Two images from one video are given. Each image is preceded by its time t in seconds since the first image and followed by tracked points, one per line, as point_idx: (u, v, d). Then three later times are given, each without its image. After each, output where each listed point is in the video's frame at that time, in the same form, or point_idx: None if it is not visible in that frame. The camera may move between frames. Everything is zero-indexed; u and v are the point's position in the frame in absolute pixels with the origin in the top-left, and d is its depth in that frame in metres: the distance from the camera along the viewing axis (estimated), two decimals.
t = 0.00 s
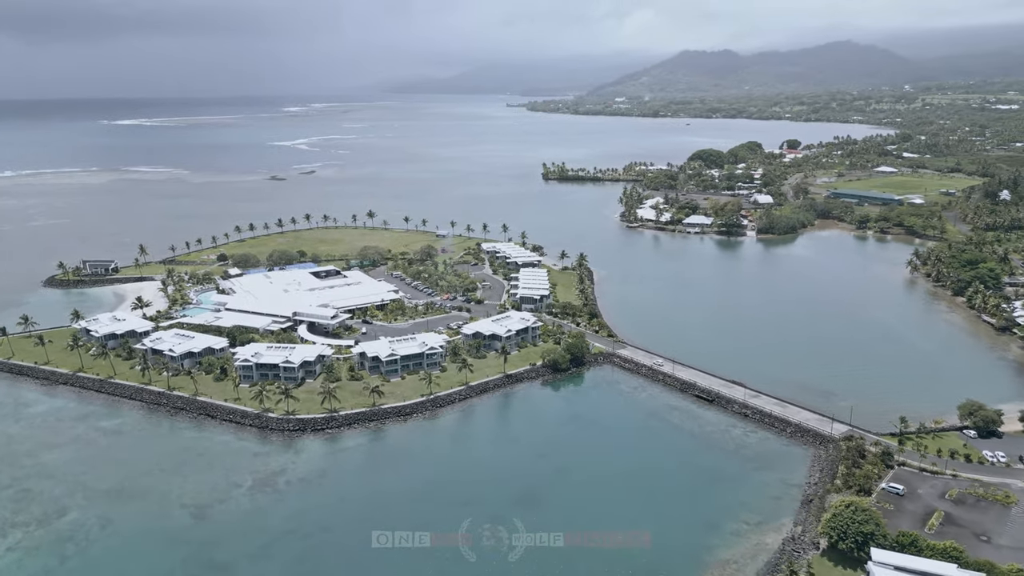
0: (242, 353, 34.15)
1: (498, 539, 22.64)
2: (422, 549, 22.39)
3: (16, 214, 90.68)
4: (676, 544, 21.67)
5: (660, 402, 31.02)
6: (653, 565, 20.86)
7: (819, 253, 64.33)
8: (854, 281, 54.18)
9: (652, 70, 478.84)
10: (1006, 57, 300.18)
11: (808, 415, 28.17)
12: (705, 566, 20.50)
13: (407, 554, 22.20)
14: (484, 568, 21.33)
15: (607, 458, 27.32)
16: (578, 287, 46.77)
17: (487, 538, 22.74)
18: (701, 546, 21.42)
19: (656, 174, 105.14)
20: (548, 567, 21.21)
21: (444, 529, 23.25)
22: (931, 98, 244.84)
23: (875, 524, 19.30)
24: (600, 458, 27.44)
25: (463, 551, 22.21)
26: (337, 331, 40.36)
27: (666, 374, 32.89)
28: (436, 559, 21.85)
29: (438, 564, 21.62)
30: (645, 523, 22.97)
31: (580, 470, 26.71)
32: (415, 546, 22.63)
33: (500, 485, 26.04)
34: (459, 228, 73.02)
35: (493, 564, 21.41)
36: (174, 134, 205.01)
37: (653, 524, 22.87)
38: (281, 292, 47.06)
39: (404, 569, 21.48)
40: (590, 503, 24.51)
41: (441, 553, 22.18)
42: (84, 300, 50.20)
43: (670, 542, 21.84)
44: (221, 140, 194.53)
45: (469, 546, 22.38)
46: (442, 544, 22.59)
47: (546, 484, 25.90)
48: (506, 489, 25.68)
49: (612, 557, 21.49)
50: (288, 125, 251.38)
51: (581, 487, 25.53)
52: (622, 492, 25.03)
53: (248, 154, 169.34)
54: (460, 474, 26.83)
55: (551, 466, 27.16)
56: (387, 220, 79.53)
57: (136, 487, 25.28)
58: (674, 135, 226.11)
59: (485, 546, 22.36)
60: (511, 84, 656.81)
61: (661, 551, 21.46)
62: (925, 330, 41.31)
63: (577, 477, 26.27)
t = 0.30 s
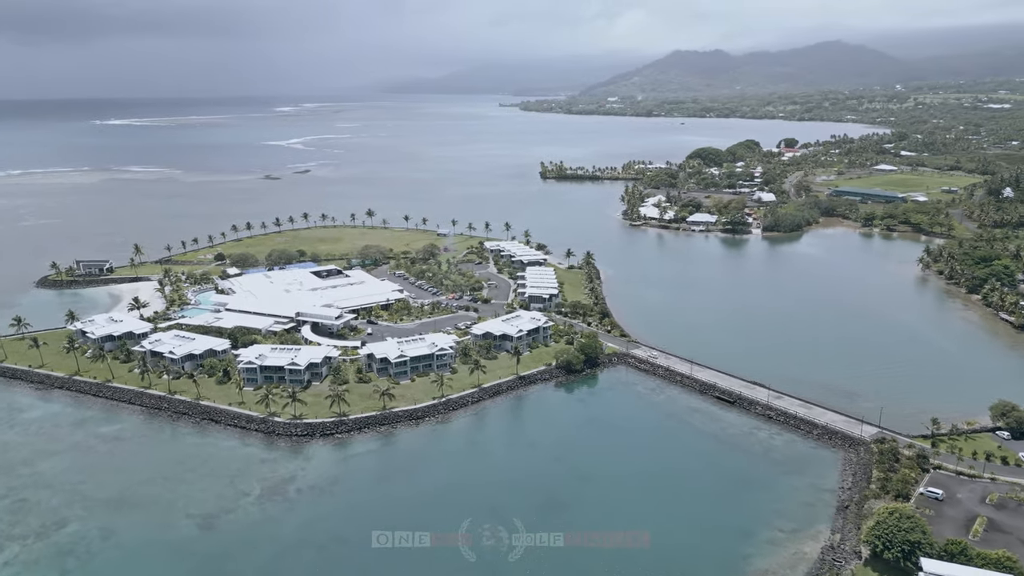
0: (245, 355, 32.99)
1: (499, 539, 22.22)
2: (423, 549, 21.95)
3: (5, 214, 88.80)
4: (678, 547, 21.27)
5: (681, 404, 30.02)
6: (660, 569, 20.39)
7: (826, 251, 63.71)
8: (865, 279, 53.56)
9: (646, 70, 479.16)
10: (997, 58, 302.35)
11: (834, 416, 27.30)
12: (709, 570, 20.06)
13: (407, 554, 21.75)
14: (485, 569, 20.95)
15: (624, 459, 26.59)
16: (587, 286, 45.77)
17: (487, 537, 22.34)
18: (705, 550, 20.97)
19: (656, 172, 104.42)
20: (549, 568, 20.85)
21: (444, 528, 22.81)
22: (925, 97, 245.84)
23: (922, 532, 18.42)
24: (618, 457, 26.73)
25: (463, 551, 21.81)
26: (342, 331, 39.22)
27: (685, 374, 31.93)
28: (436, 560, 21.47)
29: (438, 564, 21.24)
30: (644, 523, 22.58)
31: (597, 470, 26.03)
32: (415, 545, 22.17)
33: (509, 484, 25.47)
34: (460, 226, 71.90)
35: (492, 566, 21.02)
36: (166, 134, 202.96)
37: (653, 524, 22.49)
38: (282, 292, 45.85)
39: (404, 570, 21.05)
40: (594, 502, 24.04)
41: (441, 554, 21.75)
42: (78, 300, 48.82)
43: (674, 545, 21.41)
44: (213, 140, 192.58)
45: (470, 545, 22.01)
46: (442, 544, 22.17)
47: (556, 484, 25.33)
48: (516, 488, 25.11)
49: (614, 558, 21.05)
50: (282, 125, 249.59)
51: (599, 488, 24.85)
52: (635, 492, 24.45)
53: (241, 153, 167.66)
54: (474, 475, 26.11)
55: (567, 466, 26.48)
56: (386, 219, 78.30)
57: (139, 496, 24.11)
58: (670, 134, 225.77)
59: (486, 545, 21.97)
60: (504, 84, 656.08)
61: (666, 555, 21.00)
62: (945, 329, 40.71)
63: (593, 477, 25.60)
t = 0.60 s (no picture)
0: (250, 357, 31.91)
1: (498, 539, 21.77)
2: (422, 550, 21.42)
3: None
4: (678, 549, 20.91)
5: (702, 405, 29.15)
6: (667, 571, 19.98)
7: (833, 249, 63.24)
8: (877, 278, 53.12)
9: (640, 69, 479.15)
10: (989, 57, 303.85)
11: (862, 417, 26.50)
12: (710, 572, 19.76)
13: (407, 555, 21.20)
14: (485, 570, 20.49)
15: (646, 460, 25.77)
16: (597, 285, 44.91)
17: (487, 537, 21.86)
18: (710, 553, 20.57)
19: (656, 170, 103.66)
20: (550, 568, 20.48)
21: (443, 528, 22.26)
22: (919, 96, 246.47)
23: (973, 539, 17.65)
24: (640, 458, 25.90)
25: (463, 551, 21.34)
26: (348, 332, 38.17)
27: (705, 375, 31.03)
28: (436, 561, 20.95)
29: (437, 566, 20.72)
30: (644, 523, 22.22)
31: (621, 472, 25.19)
32: (415, 546, 21.61)
33: (522, 485, 24.81)
34: (462, 225, 70.90)
35: (493, 568, 20.54)
36: (158, 133, 200.84)
37: (653, 524, 22.14)
38: (284, 291, 44.72)
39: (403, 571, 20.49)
40: (603, 501, 23.52)
41: (439, 555, 21.25)
42: (73, 301, 47.51)
43: (678, 548, 20.98)
44: (207, 140, 190.71)
45: (470, 545, 21.54)
46: (442, 545, 21.64)
47: (572, 485, 24.64)
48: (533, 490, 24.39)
49: (616, 560, 20.65)
50: (275, 125, 247.67)
51: (623, 491, 24.02)
52: (656, 494, 23.72)
53: (236, 153, 166.10)
54: (492, 477, 25.28)
55: (590, 467, 25.64)
56: (386, 218, 77.12)
57: (144, 505, 23.02)
58: (666, 133, 225.37)
59: (486, 545, 21.51)
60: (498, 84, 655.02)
61: (674, 559, 20.53)
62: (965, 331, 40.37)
63: (616, 480, 24.76)
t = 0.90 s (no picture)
0: (256, 358, 30.90)
1: (498, 539, 21.36)
2: (422, 550, 20.92)
3: None
4: (678, 550, 20.62)
5: (725, 406, 28.26)
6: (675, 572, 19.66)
7: (840, 246, 62.76)
8: (889, 276, 52.70)
9: (633, 68, 479.24)
10: (981, 56, 305.34)
11: (893, 418, 25.67)
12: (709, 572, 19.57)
13: (407, 555, 20.70)
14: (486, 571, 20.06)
15: (674, 463, 24.92)
16: (607, 284, 44.06)
17: (487, 537, 21.43)
18: (712, 557, 20.22)
19: (657, 168, 102.95)
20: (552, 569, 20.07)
21: (443, 528, 21.73)
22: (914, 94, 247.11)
23: None
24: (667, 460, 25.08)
25: (463, 552, 20.89)
26: (355, 331, 37.17)
27: (727, 375, 30.14)
28: (437, 562, 20.43)
29: (436, 567, 20.24)
30: (645, 522, 21.90)
31: (649, 476, 24.30)
32: (415, 546, 21.12)
33: (538, 486, 24.11)
34: (464, 223, 69.95)
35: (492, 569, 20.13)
36: (151, 133, 198.75)
37: (655, 524, 21.76)
38: (288, 291, 43.68)
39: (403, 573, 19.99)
40: (613, 502, 23.00)
41: (440, 556, 20.74)
42: (69, 301, 46.23)
43: (683, 550, 20.61)
44: (200, 139, 188.80)
45: (469, 545, 21.10)
46: (441, 545, 21.14)
47: (589, 487, 23.95)
48: (553, 493, 23.64)
49: (615, 560, 20.33)
50: (269, 124, 245.80)
51: (653, 497, 23.12)
52: (683, 499, 22.92)
53: (230, 152, 164.39)
54: (516, 480, 24.42)
55: (615, 470, 24.75)
56: (386, 216, 76.01)
57: (150, 514, 21.98)
58: (662, 132, 224.93)
59: (485, 545, 21.10)
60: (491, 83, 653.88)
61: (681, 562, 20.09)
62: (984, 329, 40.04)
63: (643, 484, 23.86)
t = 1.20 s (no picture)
0: (263, 361, 29.91)
1: (498, 539, 20.96)
2: (422, 551, 20.46)
3: None
4: (678, 552, 20.44)
5: (750, 408, 27.46)
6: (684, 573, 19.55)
7: (847, 245, 62.33)
8: (902, 274, 52.43)
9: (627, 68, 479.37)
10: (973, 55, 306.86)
11: (927, 420, 24.90)
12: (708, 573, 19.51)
13: (407, 555, 20.24)
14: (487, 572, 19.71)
15: (702, 468, 24.24)
16: (618, 283, 43.29)
17: (487, 537, 21.02)
18: (714, 558, 20.09)
19: (657, 167, 102.27)
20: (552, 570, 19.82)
21: (443, 528, 21.28)
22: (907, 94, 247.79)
23: None
24: (692, 466, 24.43)
25: (463, 552, 20.47)
26: (363, 333, 36.21)
27: (749, 376, 29.29)
28: (438, 564, 20.00)
29: (436, 568, 19.81)
30: (644, 522, 21.72)
31: (677, 483, 23.58)
32: (415, 546, 20.65)
33: (554, 488, 23.56)
34: (466, 223, 68.99)
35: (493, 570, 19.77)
36: (143, 133, 196.62)
37: (657, 526, 21.48)
38: (291, 291, 42.64)
39: (403, 574, 19.57)
40: (620, 503, 22.65)
41: (440, 557, 20.32)
42: (65, 303, 44.96)
43: (689, 553, 20.38)
44: (193, 139, 186.86)
45: (470, 545, 20.68)
46: (442, 545, 20.70)
47: (605, 489, 23.43)
48: (571, 497, 23.03)
49: (614, 560, 20.17)
50: (262, 124, 243.93)
51: (677, 504, 22.53)
52: (715, 508, 22.29)
53: (224, 152, 162.66)
54: (536, 484, 23.73)
55: (640, 476, 24.03)
56: (386, 215, 74.87)
57: (159, 526, 20.99)
58: (658, 132, 224.48)
59: (486, 545, 20.70)
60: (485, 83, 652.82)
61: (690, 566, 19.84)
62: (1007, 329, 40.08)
63: (671, 492, 23.15)
